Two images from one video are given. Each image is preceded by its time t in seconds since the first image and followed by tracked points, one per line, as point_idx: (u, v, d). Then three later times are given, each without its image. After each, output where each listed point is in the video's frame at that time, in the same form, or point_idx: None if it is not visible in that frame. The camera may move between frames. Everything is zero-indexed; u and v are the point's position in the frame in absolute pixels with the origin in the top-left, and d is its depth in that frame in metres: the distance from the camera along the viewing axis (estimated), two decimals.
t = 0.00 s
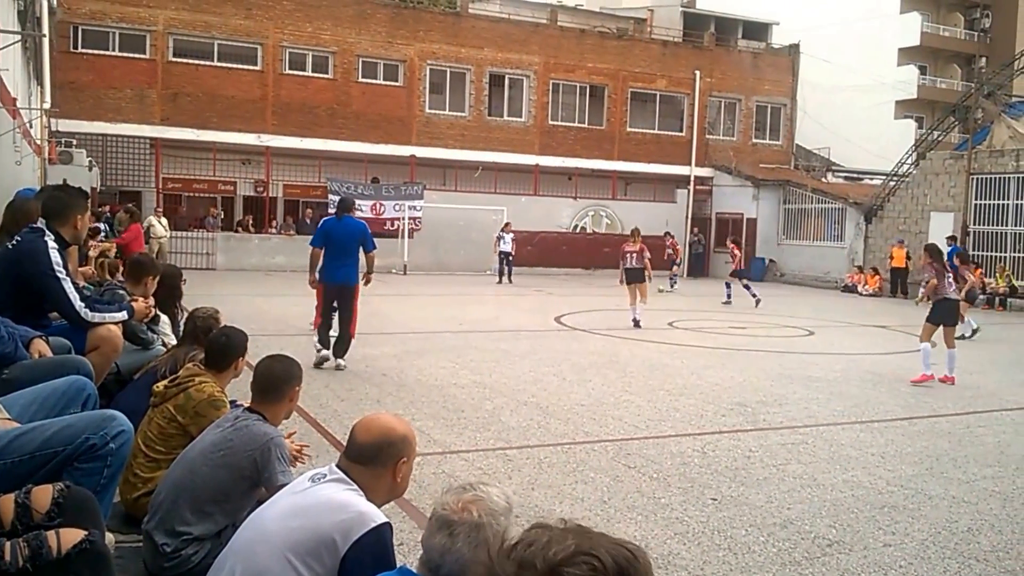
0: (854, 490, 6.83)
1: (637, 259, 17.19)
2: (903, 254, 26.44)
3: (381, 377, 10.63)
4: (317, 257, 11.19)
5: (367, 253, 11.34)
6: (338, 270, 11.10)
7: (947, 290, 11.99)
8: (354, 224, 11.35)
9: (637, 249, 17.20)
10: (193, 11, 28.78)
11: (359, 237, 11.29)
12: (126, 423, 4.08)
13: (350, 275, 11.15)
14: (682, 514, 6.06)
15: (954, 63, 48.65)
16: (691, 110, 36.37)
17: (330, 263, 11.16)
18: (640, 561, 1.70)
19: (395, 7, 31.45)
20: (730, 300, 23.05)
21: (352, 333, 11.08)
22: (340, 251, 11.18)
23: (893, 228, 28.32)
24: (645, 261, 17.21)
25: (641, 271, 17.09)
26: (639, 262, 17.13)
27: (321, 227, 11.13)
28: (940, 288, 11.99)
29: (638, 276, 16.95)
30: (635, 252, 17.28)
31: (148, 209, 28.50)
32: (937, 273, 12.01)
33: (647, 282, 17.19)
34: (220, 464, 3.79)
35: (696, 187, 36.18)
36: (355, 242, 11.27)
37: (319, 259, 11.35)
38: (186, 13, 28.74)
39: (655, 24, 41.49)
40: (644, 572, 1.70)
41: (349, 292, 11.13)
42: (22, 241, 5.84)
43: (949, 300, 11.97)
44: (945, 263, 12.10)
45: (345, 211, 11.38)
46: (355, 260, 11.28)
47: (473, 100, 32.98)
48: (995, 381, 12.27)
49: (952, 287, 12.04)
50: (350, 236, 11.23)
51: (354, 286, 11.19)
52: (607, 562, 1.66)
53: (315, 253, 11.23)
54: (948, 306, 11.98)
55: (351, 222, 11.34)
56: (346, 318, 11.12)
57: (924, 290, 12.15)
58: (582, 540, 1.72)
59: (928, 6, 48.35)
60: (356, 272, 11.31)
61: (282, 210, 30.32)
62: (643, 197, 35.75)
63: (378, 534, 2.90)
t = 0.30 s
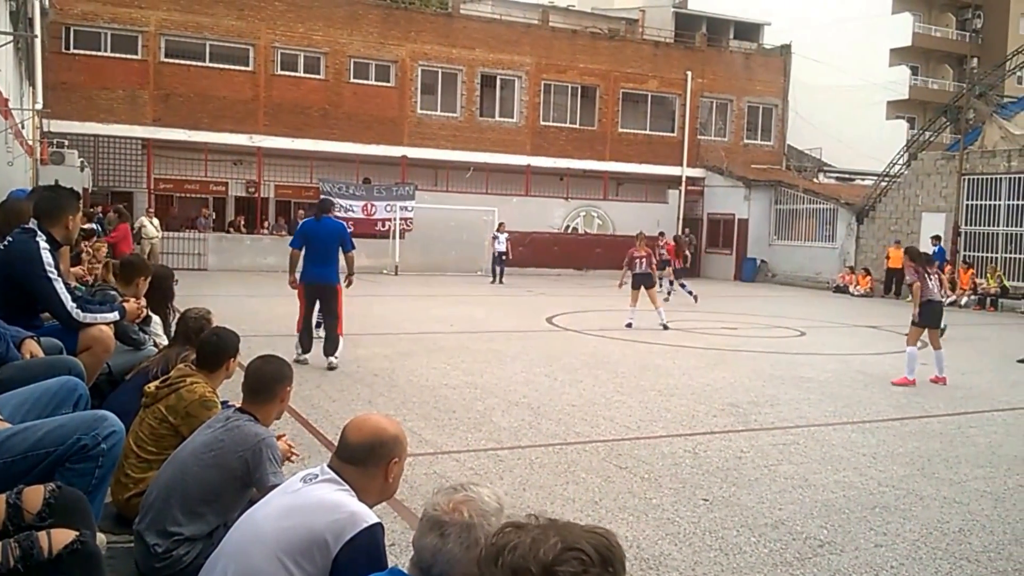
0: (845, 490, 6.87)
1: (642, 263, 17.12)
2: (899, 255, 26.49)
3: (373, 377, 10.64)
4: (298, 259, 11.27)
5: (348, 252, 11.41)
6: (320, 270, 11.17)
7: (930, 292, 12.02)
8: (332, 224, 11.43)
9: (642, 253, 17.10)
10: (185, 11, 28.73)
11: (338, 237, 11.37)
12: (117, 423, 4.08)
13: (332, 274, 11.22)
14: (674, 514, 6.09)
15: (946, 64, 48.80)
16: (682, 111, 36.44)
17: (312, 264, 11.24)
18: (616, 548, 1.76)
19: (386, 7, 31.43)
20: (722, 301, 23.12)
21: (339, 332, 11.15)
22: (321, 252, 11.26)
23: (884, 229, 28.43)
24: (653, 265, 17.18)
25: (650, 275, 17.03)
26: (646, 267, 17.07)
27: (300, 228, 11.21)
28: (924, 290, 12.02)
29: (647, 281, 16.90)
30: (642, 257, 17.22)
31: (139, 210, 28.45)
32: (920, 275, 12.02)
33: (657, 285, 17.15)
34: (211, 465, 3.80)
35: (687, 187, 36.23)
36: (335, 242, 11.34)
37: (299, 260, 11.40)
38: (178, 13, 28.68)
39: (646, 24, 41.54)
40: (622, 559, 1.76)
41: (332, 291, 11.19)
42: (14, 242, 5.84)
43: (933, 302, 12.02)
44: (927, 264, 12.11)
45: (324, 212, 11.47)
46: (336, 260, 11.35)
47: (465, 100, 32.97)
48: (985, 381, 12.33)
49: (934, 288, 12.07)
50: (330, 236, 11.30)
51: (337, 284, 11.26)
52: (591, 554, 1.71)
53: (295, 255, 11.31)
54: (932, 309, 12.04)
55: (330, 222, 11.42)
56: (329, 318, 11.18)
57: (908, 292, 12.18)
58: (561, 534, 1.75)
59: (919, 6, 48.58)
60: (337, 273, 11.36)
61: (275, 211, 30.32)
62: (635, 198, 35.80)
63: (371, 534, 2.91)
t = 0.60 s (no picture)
0: (834, 490, 6.90)
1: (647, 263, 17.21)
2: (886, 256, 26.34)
3: (363, 378, 10.62)
4: (275, 258, 11.32)
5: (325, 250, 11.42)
6: (296, 269, 11.22)
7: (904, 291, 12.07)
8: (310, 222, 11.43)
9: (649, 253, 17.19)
10: (174, 11, 28.63)
11: (315, 234, 11.36)
12: (105, 424, 4.07)
13: (308, 272, 11.26)
14: (663, 515, 6.10)
15: (934, 66, 49.04)
16: (672, 112, 36.53)
17: (289, 262, 11.28)
18: (602, 547, 1.77)
19: (376, 8, 31.39)
20: (711, 301, 23.19)
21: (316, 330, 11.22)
22: (297, 250, 11.28)
23: (873, 229, 28.56)
24: (659, 266, 17.24)
25: (656, 274, 17.06)
26: (653, 266, 17.13)
27: (277, 227, 11.25)
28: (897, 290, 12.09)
29: (652, 279, 16.92)
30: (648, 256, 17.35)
31: (128, 210, 28.38)
32: (892, 275, 12.13)
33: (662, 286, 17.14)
34: (200, 466, 3.79)
35: (677, 188, 36.30)
36: (312, 240, 11.35)
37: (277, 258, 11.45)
38: (168, 14, 28.58)
39: (636, 26, 41.63)
40: (609, 558, 1.77)
41: (308, 289, 11.24)
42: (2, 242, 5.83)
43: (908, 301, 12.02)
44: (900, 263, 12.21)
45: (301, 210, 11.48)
46: (313, 258, 11.36)
47: (455, 101, 32.96)
48: (973, 381, 12.40)
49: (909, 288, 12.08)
50: (306, 235, 11.31)
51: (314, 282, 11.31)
52: (577, 554, 1.71)
53: (273, 252, 11.36)
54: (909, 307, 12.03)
55: (307, 220, 11.42)
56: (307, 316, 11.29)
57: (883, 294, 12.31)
58: (546, 536, 1.75)
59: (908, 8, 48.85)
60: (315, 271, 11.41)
61: (264, 211, 30.26)
62: (624, 199, 35.87)
63: (360, 534, 2.91)
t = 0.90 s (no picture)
0: (821, 490, 6.92)
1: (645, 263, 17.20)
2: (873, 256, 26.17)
3: (350, 379, 10.60)
4: (256, 257, 11.28)
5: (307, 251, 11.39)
6: (277, 270, 11.18)
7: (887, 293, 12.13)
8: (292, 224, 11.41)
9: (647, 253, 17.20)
10: (161, 11, 28.51)
11: (297, 236, 11.35)
12: (90, 427, 4.06)
13: (289, 273, 11.22)
14: (650, 515, 6.11)
15: (920, 68, 49.30)
16: (659, 113, 36.61)
17: (269, 262, 11.24)
18: (590, 547, 1.77)
19: (364, 8, 31.33)
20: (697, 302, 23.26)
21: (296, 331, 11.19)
22: (278, 251, 11.26)
23: (859, 230, 28.68)
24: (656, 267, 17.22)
25: (652, 275, 17.09)
26: (649, 267, 17.11)
27: (259, 227, 11.22)
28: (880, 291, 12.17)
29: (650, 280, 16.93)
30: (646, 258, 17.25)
31: (114, 210, 28.25)
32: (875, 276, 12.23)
33: (660, 288, 17.16)
34: (185, 469, 3.77)
35: (664, 189, 36.37)
36: (294, 242, 11.33)
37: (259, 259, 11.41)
38: (154, 13, 28.45)
39: (624, 27, 41.69)
40: (597, 559, 1.77)
41: (289, 289, 11.22)
42: None
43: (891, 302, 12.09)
44: (885, 264, 12.27)
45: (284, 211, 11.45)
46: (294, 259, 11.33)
47: (442, 101, 32.90)
48: (958, 381, 12.47)
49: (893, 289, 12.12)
50: (288, 236, 11.29)
51: (295, 283, 11.29)
52: (564, 556, 1.71)
53: (254, 252, 11.33)
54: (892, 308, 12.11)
55: (290, 222, 11.39)
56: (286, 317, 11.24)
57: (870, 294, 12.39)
58: (534, 538, 1.75)
59: (895, 10, 49.11)
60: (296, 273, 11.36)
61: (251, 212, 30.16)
62: (612, 200, 35.91)
63: (346, 537, 2.90)
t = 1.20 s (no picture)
0: (803, 489, 6.97)
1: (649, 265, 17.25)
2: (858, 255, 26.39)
3: (334, 380, 10.57)
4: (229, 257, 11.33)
5: (275, 250, 11.23)
6: (244, 269, 11.15)
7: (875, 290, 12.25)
8: (262, 223, 11.29)
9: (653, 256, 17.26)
10: (144, 11, 28.35)
11: (266, 234, 11.23)
12: (71, 429, 4.16)
13: (255, 273, 11.16)
14: (634, 515, 6.13)
15: (902, 69, 49.62)
16: (643, 114, 36.68)
17: (238, 261, 11.25)
18: (572, 546, 1.78)
19: (347, 9, 31.28)
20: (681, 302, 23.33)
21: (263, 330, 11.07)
22: (246, 250, 11.19)
23: (841, 230, 28.85)
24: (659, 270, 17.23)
25: (655, 277, 17.13)
26: (653, 269, 17.16)
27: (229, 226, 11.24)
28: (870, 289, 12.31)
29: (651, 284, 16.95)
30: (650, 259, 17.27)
31: (96, 211, 28.09)
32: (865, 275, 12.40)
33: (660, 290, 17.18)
34: (167, 470, 3.76)
35: (647, 189, 36.48)
36: (262, 240, 11.22)
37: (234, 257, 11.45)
38: (137, 13, 28.29)
39: (608, 28, 41.77)
40: (578, 557, 1.79)
41: (255, 290, 11.16)
42: None
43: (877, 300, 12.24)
44: (874, 261, 12.37)
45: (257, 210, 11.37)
46: (262, 258, 11.22)
47: (426, 102, 32.86)
48: (939, 381, 12.56)
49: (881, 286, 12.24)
50: (256, 234, 11.20)
51: (262, 282, 11.20)
52: (545, 556, 1.72)
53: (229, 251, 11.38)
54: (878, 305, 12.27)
55: (259, 220, 11.28)
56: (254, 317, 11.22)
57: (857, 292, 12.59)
58: (514, 537, 1.76)
59: (877, 12, 49.43)
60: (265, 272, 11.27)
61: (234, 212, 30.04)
62: (595, 200, 35.99)
63: (329, 539, 2.90)
